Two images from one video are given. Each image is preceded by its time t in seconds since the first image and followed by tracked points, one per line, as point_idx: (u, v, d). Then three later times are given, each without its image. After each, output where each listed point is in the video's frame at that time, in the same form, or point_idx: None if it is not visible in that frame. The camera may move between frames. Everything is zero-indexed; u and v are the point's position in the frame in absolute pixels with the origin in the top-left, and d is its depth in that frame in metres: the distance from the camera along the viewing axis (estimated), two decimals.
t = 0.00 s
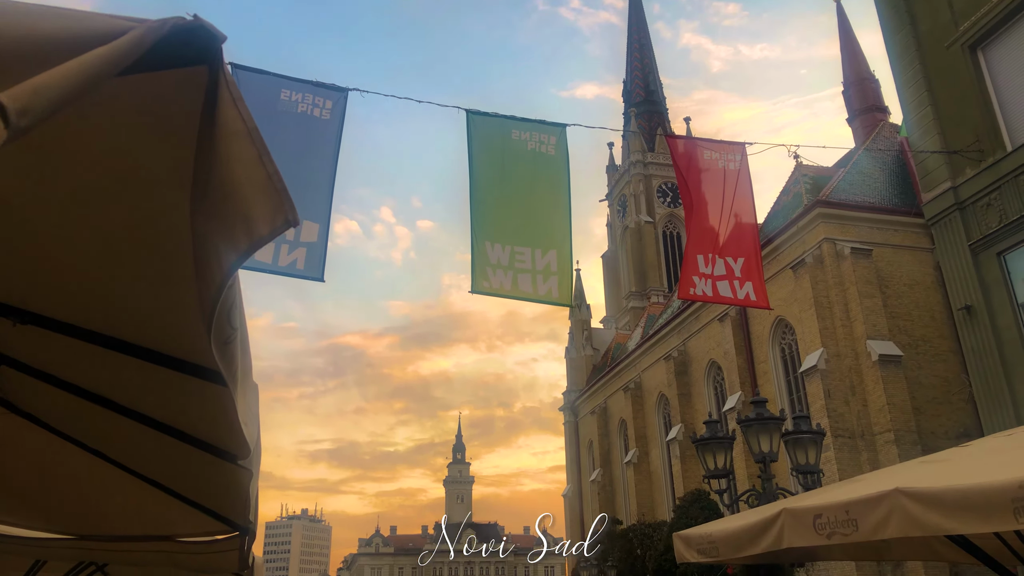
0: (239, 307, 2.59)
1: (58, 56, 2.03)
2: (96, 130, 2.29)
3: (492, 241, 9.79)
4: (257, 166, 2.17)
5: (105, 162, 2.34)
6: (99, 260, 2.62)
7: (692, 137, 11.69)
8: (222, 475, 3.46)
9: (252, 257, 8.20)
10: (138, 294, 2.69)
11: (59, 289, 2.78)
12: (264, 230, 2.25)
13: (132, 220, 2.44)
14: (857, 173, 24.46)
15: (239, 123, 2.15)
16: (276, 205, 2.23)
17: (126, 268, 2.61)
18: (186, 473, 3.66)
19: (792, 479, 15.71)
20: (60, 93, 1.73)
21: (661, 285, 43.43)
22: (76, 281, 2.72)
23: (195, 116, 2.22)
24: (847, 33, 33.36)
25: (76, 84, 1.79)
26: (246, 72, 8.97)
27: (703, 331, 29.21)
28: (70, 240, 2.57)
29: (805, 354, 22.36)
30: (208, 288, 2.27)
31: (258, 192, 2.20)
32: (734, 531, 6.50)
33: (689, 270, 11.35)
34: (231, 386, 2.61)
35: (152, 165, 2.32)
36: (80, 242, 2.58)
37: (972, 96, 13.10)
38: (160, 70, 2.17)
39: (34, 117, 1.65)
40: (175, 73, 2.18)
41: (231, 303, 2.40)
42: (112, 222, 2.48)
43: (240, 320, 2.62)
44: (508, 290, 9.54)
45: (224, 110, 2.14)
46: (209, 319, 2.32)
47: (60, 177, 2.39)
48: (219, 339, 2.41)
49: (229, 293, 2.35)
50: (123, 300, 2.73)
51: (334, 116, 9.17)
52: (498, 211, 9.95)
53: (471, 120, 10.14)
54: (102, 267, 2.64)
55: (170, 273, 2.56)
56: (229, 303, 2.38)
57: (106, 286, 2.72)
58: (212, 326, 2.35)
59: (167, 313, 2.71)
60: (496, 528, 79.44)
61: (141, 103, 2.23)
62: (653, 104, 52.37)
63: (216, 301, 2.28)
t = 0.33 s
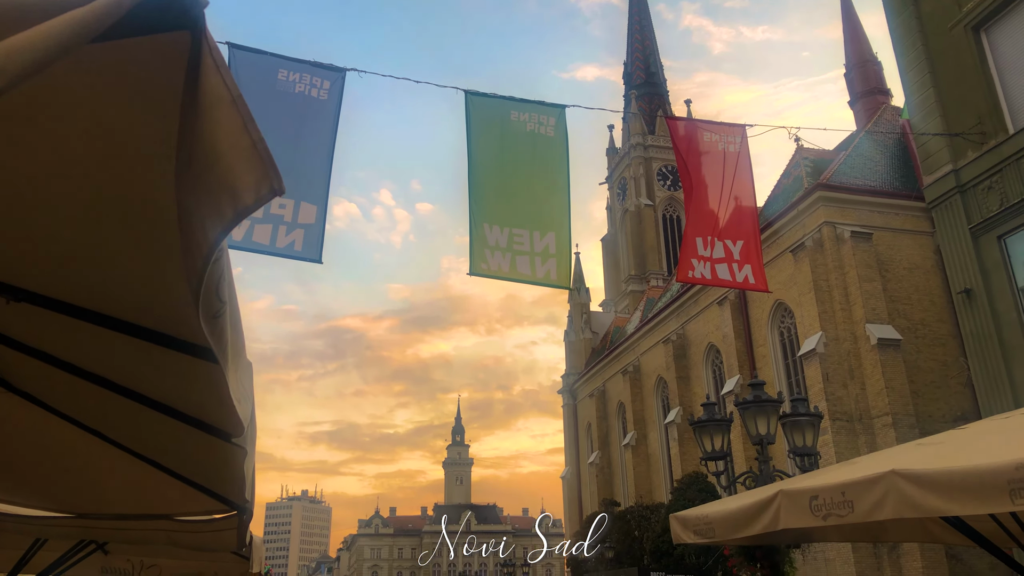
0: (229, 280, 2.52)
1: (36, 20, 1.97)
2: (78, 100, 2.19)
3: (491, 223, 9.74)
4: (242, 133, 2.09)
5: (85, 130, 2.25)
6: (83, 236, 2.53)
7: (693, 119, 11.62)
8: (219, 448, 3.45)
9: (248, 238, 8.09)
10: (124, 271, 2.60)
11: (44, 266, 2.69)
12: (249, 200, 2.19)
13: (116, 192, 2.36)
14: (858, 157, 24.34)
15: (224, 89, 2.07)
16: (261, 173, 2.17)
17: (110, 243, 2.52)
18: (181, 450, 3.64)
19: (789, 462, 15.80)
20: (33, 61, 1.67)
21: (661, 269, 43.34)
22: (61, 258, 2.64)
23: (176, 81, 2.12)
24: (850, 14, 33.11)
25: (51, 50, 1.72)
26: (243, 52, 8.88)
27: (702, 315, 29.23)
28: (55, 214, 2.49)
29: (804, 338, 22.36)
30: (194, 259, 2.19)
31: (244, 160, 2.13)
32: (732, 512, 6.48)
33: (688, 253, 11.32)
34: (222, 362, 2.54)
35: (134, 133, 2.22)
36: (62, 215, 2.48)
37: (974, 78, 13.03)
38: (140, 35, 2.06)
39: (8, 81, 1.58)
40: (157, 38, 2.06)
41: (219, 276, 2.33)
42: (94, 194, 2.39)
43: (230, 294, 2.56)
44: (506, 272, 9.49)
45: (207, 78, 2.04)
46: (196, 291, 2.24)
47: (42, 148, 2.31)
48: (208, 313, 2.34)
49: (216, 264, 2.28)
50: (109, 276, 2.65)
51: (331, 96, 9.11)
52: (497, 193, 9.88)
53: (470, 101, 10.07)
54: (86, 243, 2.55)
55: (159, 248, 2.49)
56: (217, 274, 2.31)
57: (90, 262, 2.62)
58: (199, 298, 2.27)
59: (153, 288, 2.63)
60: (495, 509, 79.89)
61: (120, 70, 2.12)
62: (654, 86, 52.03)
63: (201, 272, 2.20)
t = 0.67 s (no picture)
0: (219, 252, 2.45)
1: None
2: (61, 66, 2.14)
3: (491, 202, 9.69)
4: (224, 98, 2.06)
5: (71, 99, 2.20)
6: (73, 211, 2.49)
7: (695, 96, 11.51)
8: (219, 423, 3.41)
9: (248, 217, 8.00)
10: (114, 244, 2.54)
11: (34, 243, 2.64)
12: (232, 166, 2.13)
13: (104, 163, 2.31)
14: (862, 134, 24.16)
15: (205, 54, 2.03)
16: (242, 138, 2.12)
17: (98, 217, 2.47)
18: (181, 426, 3.63)
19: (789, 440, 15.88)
20: (2, 22, 1.64)
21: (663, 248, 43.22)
22: (48, 232, 2.59)
23: (158, 46, 2.07)
24: None
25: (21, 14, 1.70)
26: (239, 28, 8.77)
27: (704, 294, 29.22)
28: (44, 190, 2.45)
29: (805, 317, 22.35)
30: (178, 224, 2.11)
31: (224, 126, 2.09)
32: (732, 488, 6.49)
33: (688, 231, 11.25)
34: (214, 338, 2.43)
35: (121, 100, 2.17)
36: (51, 189, 2.43)
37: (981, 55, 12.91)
38: None
39: None
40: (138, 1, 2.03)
41: (206, 243, 2.23)
42: (81, 165, 2.34)
43: (221, 266, 2.47)
44: (506, 250, 9.45)
45: (189, 44, 2.02)
46: (182, 257, 2.14)
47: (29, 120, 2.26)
48: (195, 283, 2.24)
49: (203, 230, 2.19)
50: (98, 250, 2.59)
51: (329, 74, 9.02)
52: (497, 171, 9.81)
53: (470, 77, 9.98)
54: (75, 218, 2.50)
55: (147, 222, 2.43)
56: (204, 241, 2.21)
57: (80, 237, 2.57)
58: (185, 265, 2.17)
59: (143, 261, 2.57)
60: (496, 487, 80.52)
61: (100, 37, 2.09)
62: (657, 62, 51.59)
63: (187, 238, 2.12)
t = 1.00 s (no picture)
0: (213, 222, 2.33)
1: None
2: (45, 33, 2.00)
3: (493, 179, 9.63)
4: (209, 62, 1.96)
5: (57, 67, 2.06)
6: (67, 186, 2.35)
7: (700, 74, 11.43)
8: (221, 398, 3.35)
9: (248, 193, 7.97)
10: (106, 221, 2.42)
11: (29, 219, 2.52)
12: (218, 132, 2.04)
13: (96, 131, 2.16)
14: (868, 113, 23.96)
15: (189, 16, 1.92)
16: (228, 104, 2.02)
17: (91, 190, 2.32)
18: (183, 401, 3.61)
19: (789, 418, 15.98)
20: None
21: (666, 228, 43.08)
22: (38, 211, 2.47)
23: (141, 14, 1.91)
24: None
25: None
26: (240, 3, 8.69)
27: (706, 274, 29.16)
28: (37, 162, 2.30)
29: (808, 297, 22.33)
30: (168, 190, 1.99)
31: (209, 90, 1.99)
32: (732, 466, 6.50)
33: (691, 211, 11.19)
34: (210, 313, 2.29)
35: (110, 68, 2.01)
36: (40, 163, 2.30)
37: (989, 33, 12.76)
38: None
39: None
40: None
41: (197, 210, 2.11)
42: (72, 141, 2.21)
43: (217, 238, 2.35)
44: (508, 229, 9.41)
45: (172, 6, 1.88)
46: (171, 224, 2.01)
47: (17, 88, 2.12)
48: (187, 253, 2.10)
49: (192, 198, 2.06)
50: (89, 228, 2.48)
51: (330, 50, 8.96)
52: (499, 148, 9.76)
53: (471, 54, 9.89)
54: (66, 191, 2.36)
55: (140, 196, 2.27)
56: (195, 209, 2.08)
57: (73, 210, 2.43)
58: (175, 232, 2.04)
59: (140, 236, 2.42)
60: (498, 465, 81.07)
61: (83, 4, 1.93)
62: (662, 40, 51.14)
63: (177, 205, 2.00)
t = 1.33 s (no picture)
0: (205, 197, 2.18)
1: None
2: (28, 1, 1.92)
3: (493, 155, 9.56)
4: (192, 28, 1.83)
5: (44, 35, 1.97)
6: (56, 152, 2.26)
7: (703, 48, 11.34)
8: (221, 372, 3.34)
9: (248, 168, 7.95)
10: (97, 194, 2.35)
11: (16, 186, 2.45)
12: (203, 99, 1.88)
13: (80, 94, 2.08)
14: (872, 89, 23.73)
15: None
16: (212, 70, 1.88)
17: (81, 159, 2.23)
18: (184, 376, 3.62)
19: (789, 394, 16.06)
20: None
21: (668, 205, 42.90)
22: (29, 180, 2.41)
23: None
24: None
25: None
26: None
27: (709, 251, 29.10)
28: (24, 127, 2.22)
29: (810, 274, 22.31)
30: (155, 157, 1.80)
31: (194, 56, 1.85)
32: (731, 441, 6.53)
33: (693, 187, 11.11)
34: (202, 287, 2.14)
35: (96, 31, 1.92)
36: (30, 133, 2.23)
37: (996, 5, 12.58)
38: None
39: None
40: None
41: (187, 181, 1.93)
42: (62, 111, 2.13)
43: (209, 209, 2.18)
44: (508, 206, 9.34)
45: None
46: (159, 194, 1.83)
47: (1, 50, 2.03)
48: (177, 225, 1.93)
49: (180, 167, 1.88)
50: (81, 199, 2.41)
51: (329, 24, 8.87)
52: (498, 123, 9.68)
53: (472, 28, 9.79)
54: (55, 157, 2.28)
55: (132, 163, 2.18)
56: (183, 179, 1.91)
57: (62, 179, 2.35)
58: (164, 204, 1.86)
59: (132, 204, 2.33)
60: (500, 441, 81.57)
61: None
62: (665, 15, 50.56)
63: (165, 174, 1.82)
